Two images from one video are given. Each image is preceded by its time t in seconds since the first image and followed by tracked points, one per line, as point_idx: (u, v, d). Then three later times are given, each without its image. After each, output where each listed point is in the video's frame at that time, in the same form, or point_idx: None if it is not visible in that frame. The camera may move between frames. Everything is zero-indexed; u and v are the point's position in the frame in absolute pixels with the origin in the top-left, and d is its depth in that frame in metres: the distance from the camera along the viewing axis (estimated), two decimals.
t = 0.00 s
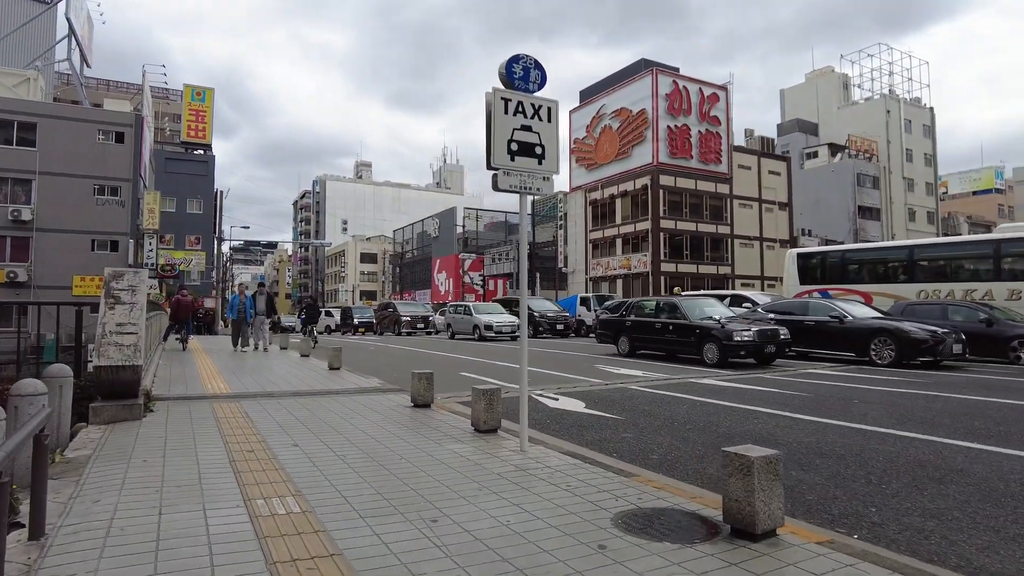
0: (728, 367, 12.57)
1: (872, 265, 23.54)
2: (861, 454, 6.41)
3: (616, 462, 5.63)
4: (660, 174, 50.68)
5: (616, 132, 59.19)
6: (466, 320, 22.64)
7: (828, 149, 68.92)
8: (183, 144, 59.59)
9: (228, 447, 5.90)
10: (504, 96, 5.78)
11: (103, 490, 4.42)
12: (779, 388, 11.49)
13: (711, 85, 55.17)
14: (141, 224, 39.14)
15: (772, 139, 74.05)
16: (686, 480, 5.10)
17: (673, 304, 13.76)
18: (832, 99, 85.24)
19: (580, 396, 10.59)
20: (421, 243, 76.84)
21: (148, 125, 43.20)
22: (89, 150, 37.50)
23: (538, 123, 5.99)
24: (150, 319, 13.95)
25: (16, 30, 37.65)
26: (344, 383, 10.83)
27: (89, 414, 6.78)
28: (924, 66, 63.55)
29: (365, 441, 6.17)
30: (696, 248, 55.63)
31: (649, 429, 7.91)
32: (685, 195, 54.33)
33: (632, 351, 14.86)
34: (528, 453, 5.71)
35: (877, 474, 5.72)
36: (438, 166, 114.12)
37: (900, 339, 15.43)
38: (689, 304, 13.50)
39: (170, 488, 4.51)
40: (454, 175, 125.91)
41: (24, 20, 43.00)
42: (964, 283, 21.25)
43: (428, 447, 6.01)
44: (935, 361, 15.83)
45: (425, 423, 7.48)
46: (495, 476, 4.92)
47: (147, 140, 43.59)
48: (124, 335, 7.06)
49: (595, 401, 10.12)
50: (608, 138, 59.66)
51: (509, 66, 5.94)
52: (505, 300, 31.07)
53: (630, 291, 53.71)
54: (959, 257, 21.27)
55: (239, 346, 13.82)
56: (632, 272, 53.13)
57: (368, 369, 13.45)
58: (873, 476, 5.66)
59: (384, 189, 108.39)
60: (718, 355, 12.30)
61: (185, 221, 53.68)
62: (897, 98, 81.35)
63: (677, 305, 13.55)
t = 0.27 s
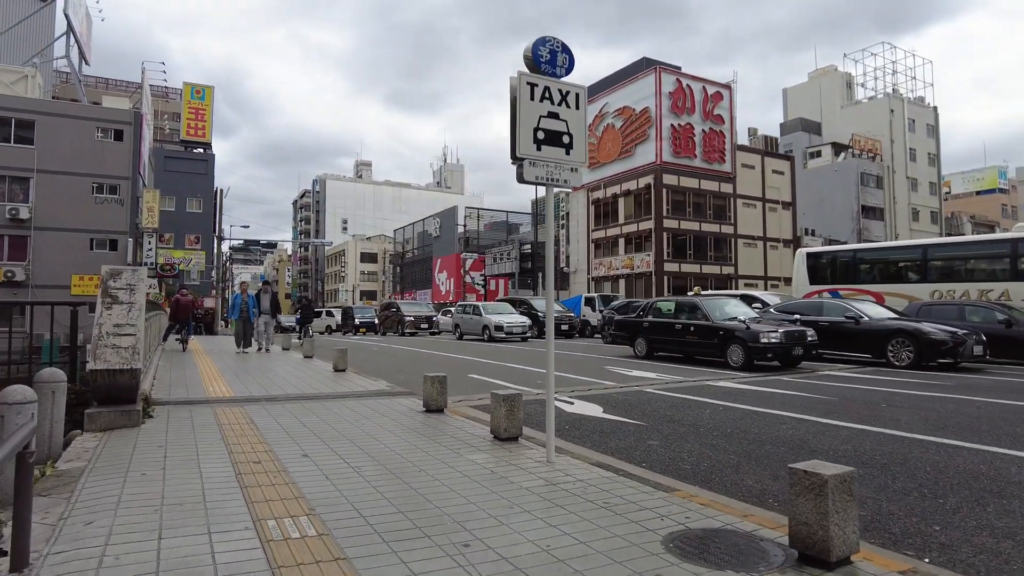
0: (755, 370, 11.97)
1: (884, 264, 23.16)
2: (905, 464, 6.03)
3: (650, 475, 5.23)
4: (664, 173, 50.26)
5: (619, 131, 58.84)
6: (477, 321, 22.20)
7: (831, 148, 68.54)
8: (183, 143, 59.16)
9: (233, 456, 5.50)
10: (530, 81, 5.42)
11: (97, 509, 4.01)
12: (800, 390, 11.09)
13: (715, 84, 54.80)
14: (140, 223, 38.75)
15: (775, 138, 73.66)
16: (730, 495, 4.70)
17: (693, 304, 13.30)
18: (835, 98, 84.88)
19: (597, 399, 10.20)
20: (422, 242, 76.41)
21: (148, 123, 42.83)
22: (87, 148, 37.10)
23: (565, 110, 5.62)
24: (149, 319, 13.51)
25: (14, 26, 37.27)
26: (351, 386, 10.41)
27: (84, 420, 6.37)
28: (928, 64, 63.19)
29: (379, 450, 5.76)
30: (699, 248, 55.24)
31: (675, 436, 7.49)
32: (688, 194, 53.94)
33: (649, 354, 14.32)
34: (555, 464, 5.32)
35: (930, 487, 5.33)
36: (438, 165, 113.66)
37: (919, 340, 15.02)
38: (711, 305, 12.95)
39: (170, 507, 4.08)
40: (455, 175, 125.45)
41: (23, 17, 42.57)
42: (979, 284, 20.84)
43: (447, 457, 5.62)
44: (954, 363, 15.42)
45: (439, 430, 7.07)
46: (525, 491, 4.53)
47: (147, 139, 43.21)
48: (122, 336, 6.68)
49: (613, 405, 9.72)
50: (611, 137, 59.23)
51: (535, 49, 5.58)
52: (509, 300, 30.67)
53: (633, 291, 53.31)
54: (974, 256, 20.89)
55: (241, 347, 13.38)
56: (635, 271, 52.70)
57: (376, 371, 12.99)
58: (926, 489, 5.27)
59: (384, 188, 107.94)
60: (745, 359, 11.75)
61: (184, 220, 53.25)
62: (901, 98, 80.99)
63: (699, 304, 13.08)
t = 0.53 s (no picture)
0: (778, 372, 11.57)
1: (890, 264, 22.86)
2: (952, 476, 5.64)
3: (686, 489, 4.84)
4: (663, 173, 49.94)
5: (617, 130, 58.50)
6: (483, 321, 21.76)
7: (830, 148, 68.40)
8: (178, 141, 58.60)
9: (234, 468, 5.07)
10: (555, 63, 5.02)
11: (85, 532, 3.57)
12: (818, 393, 10.70)
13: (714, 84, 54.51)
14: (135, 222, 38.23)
15: (773, 138, 73.50)
16: (778, 512, 4.29)
17: (710, 305, 12.86)
18: (833, 99, 84.76)
19: (609, 404, 9.82)
20: (419, 242, 75.93)
21: (143, 121, 42.31)
22: (81, 145, 36.58)
23: (592, 95, 5.22)
24: (143, 320, 13.03)
25: (7, 22, 36.73)
26: (354, 389, 9.97)
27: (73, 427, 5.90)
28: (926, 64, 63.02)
29: (391, 461, 5.35)
30: (698, 248, 54.97)
31: (699, 443, 7.10)
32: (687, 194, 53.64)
33: (664, 356, 13.86)
34: (582, 477, 4.93)
35: (987, 502, 4.93)
36: (435, 164, 113.16)
37: (934, 342, 14.65)
38: (730, 306, 12.53)
39: (167, 531, 3.66)
40: (451, 175, 124.94)
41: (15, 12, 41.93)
42: (988, 283, 20.50)
43: (464, 469, 5.21)
44: (969, 365, 15.05)
45: (451, 436, 6.66)
46: (555, 508, 4.14)
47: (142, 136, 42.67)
48: (114, 337, 6.24)
49: (628, 409, 9.34)
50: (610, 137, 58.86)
51: (561, 29, 5.18)
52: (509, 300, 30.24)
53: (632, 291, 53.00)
54: (983, 256, 20.60)
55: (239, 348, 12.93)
56: (634, 271, 52.38)
57: (380, 374, 12.52)
58: (983, 504, 4.87)
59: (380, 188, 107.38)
60: (768, 361, 11.34)
61: (179, 219, 52.66)
62: (899, 98, 80.92)
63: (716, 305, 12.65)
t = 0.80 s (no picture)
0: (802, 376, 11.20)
1: (898, 264, 22.56)
2: (1002, 488, 5.28)
3: (725, 504, 4.47)
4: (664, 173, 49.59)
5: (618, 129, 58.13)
6: (490, 322, 21.31)
7: (830, 148, 68.20)
8: (175, 141, 58.13)
9: (234, 482, 4.67)
10: (582, 45, 4.69)
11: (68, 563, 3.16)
12: (838, 396, 10.35)
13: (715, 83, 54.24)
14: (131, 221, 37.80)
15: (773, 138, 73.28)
16: (833, 532, 3.95)
17: (726, 305, 12.49)
18: (833, 99, 84.58)
19: (624, 408, 9.46)
20: (417, 243, 75.50)
21: (139, 119, 41.90)
22: (76, 144, 36.13)
23: (620, 80, 4.89)
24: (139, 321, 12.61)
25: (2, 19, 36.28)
26: (358, 392, 9.58)
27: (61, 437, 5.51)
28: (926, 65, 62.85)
29: (404, 474, 4.96)
30: (699, 248, 54.66)
31: (725, 452, 6.74)
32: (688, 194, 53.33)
33: (679, 358, 13.47)
34: (613, 492, 4.55)
35: None
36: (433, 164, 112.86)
37: (950, 343, 14.33)
38: (751, 306, 12.13)
39: (163, 559, 3.27)
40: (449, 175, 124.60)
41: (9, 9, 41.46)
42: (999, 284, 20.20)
43: (483, 482, 4.83)
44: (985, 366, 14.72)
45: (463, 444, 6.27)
46: (590, 529, 3.76)
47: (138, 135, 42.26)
48: (106, 340, 5.86)
49: (644, 414, 8.98)
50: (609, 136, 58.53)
51: (588, 9, 4.85)
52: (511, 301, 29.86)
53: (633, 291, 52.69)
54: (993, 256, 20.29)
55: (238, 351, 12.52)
56: (635, 272, 52.07)
57: (385, 377, 12.13)
58: None
59: (378, 188, 106.92)
60: (792, 364, 10.97)
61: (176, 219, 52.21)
62: (899, 98, 80.72)
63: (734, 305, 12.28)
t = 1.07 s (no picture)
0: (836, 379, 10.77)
1: (914, 263, 22.14)
2: None
3: (792, 526, 4.06)
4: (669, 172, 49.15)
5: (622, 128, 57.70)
6: (502, 323, 20.89)
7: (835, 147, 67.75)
8: (177, 140, 57.77)
9: (249, 498, 4.26)
10: (628, 21, 4.28)
11: None
12: (869, 400, 9.95)
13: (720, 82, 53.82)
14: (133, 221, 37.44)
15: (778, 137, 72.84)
16: (919, 559, 3.55)
17: (755, 305, 11.98)
18: (837, 98, 84.13)
19: (649, 414, 9.06)
20: (420, 243, 75.12)
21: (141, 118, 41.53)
22: (77, 143, 35.76)
23: (669, 59, 4.48)
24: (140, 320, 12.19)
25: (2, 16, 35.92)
26: (372, 396, 9.18)
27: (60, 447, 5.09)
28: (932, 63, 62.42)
29: (431, 487, 4.56)
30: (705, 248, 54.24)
31: (766, 461, 6.34)
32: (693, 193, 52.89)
33: (703, 360, 13.06)
34: (664, 511, 4.15)
35: None
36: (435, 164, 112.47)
37: (977, 344, 13.93)
38: (782, 306, 11.69)
39: None
40: (451, 174, 124.18)
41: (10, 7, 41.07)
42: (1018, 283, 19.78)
43: (520, 497, 4.41)
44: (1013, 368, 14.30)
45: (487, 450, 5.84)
46: (651, 557, 3.34)
47: (140, 134, 41.88)
48: (108, 342, 5.45)
49: (671, 420, 8.59)
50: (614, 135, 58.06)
51: None
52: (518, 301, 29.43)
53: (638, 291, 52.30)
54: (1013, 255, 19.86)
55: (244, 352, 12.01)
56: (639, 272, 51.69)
57: (397, 381, 11.71)
58: None
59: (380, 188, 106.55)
60: (826, 367, 10.54)
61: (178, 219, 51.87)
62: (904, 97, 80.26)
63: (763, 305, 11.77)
